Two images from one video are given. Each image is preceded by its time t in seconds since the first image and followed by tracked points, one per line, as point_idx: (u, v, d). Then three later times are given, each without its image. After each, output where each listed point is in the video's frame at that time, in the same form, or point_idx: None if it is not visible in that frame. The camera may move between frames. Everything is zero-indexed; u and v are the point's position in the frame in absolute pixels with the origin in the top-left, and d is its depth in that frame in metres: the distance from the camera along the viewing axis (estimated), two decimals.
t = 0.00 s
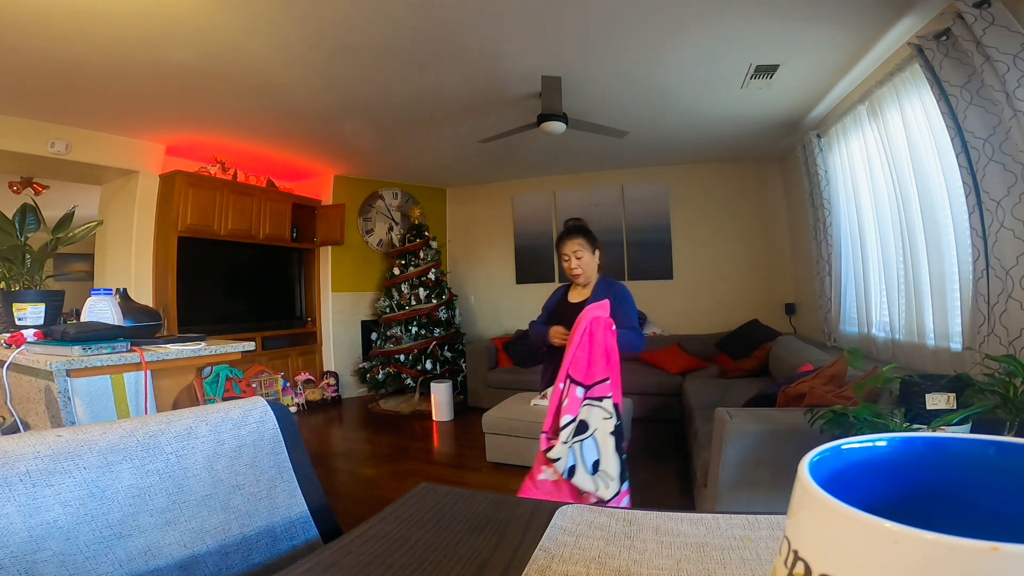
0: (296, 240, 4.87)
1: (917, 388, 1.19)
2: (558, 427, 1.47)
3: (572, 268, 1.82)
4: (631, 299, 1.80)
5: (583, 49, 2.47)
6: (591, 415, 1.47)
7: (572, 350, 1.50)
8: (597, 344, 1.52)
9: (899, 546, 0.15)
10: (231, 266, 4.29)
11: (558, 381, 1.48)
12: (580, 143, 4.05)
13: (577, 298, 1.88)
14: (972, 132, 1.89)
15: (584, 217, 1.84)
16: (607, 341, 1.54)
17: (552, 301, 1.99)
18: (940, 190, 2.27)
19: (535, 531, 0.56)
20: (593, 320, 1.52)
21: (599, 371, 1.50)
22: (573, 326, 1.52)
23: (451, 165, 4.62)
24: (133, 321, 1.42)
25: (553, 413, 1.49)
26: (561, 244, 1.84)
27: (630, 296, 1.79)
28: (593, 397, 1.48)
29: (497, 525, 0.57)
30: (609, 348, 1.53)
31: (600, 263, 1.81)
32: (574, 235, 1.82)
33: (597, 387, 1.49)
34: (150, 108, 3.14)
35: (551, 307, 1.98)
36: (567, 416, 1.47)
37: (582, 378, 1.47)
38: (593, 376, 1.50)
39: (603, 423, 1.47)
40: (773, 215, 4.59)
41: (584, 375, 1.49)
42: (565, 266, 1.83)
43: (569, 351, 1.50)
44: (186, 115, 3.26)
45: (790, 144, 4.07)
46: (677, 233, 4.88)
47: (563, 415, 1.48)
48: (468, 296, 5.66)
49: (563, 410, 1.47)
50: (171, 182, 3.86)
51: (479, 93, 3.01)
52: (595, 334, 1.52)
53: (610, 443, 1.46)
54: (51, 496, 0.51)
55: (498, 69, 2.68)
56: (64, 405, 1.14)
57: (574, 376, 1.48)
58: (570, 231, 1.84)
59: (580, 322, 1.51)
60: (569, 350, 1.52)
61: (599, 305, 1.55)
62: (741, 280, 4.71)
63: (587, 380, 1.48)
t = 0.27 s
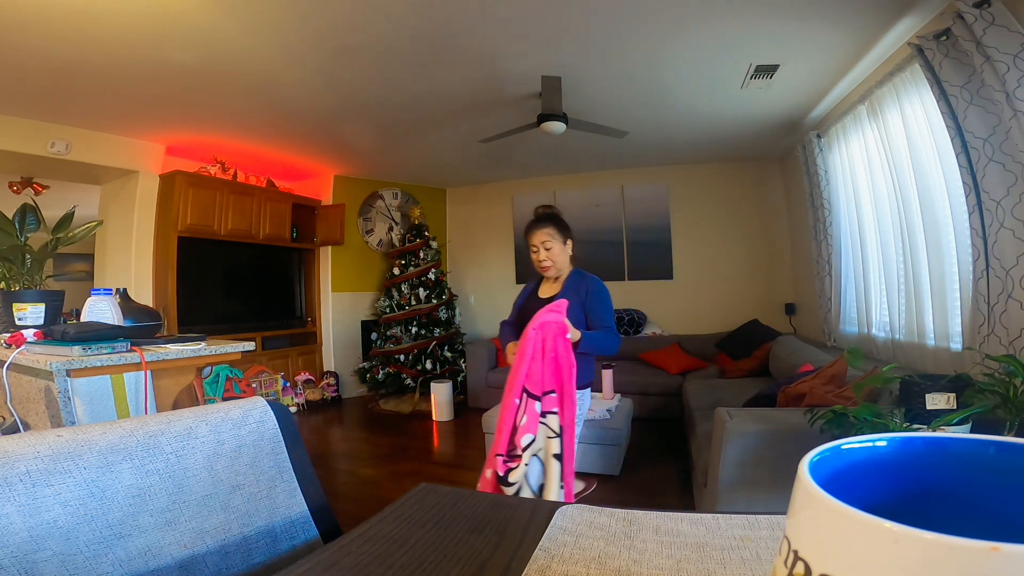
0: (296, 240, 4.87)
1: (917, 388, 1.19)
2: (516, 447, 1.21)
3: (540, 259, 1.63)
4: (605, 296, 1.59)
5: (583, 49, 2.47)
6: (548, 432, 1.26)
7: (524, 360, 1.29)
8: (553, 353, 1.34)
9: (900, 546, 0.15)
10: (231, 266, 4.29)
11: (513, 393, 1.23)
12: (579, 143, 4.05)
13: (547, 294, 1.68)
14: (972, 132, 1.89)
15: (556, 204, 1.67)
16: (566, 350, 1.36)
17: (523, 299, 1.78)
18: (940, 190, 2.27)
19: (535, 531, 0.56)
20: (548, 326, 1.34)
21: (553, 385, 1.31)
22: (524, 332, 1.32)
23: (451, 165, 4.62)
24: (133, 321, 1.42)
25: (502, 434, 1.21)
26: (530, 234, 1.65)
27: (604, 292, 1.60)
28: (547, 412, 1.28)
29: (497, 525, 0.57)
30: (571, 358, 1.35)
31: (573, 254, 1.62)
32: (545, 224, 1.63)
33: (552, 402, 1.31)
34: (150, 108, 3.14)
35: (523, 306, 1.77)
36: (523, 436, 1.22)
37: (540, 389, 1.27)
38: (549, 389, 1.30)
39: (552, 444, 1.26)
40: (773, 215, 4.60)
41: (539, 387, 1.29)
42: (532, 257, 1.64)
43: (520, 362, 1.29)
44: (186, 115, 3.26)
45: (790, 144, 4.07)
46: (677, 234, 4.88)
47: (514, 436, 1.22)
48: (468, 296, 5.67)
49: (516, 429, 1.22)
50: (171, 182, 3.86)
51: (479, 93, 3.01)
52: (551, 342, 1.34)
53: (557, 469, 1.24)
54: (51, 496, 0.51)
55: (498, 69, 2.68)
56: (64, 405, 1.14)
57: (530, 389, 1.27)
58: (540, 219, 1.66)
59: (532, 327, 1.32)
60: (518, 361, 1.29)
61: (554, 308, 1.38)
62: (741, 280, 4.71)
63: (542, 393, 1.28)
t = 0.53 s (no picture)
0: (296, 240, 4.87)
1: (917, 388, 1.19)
2: (463, 439, 1.19)
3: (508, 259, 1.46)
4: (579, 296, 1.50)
5: (583, 49, 2.47)
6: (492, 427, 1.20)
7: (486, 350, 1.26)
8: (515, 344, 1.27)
9: (900, 546, 0.15)
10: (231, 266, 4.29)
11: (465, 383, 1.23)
12: (579, 143, 4.05)
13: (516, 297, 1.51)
14: (972, 132, 1.89)
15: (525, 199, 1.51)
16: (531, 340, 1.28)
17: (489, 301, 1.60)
18: (940, 190, 2.27)
19: (535, 531, 0.56)
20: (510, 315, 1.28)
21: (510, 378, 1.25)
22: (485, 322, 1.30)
23: (451, 165, 4.62)
24: (132, 321, 1.42)
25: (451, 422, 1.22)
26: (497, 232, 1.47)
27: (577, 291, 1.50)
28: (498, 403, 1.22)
29: (497, 525, 0.57)
30: (535, 350, 1.27)
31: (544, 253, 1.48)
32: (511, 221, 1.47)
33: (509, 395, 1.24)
34: (150, 108, 3.14)
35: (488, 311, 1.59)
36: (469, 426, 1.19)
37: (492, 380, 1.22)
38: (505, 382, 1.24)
39: (500, 438, 1.20)
40: (773, 215, 4.60)
41: (494, 377, 1.23)
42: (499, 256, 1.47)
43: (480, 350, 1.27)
44: (186, 115, 3.26)
45: (790, 144, 4.07)
46: (677, 233, 4.88)
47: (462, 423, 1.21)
48: (468, 296, 5.67)
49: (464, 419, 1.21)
50: (171, 182, 3.86)
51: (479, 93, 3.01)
52: (514, 332, 1.27)
53: (498, 464, 1.19)
54: (51, 496, 0.51)
55: (498, 69, 2.68)
56: (64, 405, 1.14)
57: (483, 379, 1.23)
58: (508, 215, 1.49)
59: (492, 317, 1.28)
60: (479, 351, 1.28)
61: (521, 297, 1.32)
62: (740, 280, 4.71)
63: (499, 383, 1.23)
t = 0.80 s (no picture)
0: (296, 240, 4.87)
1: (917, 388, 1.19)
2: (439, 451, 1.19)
3: (464, 263, 1.42)
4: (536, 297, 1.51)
5: (583, 49, 2.47)
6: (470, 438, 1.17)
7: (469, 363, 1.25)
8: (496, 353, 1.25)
9: (900, 545, 0.15)
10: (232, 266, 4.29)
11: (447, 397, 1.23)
12: (580, 143, 4.05)
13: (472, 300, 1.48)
14: (972, 132, 1.89)
15: (478, 200, 1.48)
16: (512, 348, 1.26)
17: (441, 307, 1.52)
18: (940, 190, 2.27)
19: (535, 531, 0.56)
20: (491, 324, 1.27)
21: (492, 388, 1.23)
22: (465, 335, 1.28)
23: (451, 165, 4.62)
24: (133, 321, 1.42)
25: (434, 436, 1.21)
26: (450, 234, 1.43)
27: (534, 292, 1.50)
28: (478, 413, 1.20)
29: (497, 525, 0.57)
30: (517, 358, 1.26)
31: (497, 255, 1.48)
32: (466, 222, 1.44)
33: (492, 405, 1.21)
34: (150, 108, 3.14)
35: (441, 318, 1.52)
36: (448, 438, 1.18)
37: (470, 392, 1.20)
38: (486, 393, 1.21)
39: (479, 450, 1.16)
40: (773, 215, 4.60)
41: (474, 389, 1.21)
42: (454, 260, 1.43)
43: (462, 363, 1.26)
44: (186, 115, 3.26)
45: (790, 144, 4.07)
46: (677, 234, 4.88)
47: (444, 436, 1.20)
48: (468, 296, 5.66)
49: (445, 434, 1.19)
50: (171, 182, 3.86)
51: (479, 93, 3.01)
52: (495, 342, 1.25)
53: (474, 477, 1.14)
54: (51, 496, 0.51)
55: (497, 69, 2.68)
56: (64, 405, 1.14)
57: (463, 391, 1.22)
58: (463, 218, 1.45)
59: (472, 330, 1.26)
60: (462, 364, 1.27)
61: (500, 302, 1.30)
62: (740, 280, 4.71)
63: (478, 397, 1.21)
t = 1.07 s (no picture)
0: (296, 240, 4.87)
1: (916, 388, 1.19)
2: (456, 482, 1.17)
3: (429, 263, 1.46)
4: (497, 291, 1.61)
5: (583, 49, 2.47)
6: (483, 461, 1.18)
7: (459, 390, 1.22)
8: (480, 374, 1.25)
9: (899, 546, 0.15)
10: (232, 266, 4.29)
11: (448, 432, 1.19)
12: (580, 143, 4.05)
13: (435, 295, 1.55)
14: (972, 132, 1.89)
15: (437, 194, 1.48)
16: (498, 365, 1.27)
17: (399, 305, 1.58)
18: (940, 190, 2.27)
19: (535, 531, 0.56)
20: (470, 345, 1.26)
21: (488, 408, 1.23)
22: (448, 366, 1.24)
23: (451, 165, 4.62)
24: (133, 321, 1.42)
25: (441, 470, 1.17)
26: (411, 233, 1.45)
27: (494, 286, 1.60)
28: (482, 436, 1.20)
29: (496, 525, 0.57)
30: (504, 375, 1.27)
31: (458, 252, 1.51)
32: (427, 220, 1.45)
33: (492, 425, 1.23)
34: (150, 108, 3.14)
35: (401, 315, 1.58)
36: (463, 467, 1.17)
37: (474, 419, 1.19)
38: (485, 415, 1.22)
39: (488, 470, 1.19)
40: (772, 215, 4.60)
41: (474, 415, 1.20)
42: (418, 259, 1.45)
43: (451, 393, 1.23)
44: (186, 115, 3.26)
45: (790, 144, 4.07)
46: (677, 234, 4.88)
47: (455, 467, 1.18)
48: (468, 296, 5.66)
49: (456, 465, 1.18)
50: (171, 182, 3.86)
51: (479, 93, 3.01)
52: (483, 362, 1.25)
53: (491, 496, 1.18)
54: (51, 496, 0.51)
55: (497, 69, 2.68)
56: (64, 405, 1.14)
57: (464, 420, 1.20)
58: (423, 215, 1.45)
59: (456, 359, 1.23)
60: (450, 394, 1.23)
61: (473, 323, 1.28)
62: (740, 280, 4.71)
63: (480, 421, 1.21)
